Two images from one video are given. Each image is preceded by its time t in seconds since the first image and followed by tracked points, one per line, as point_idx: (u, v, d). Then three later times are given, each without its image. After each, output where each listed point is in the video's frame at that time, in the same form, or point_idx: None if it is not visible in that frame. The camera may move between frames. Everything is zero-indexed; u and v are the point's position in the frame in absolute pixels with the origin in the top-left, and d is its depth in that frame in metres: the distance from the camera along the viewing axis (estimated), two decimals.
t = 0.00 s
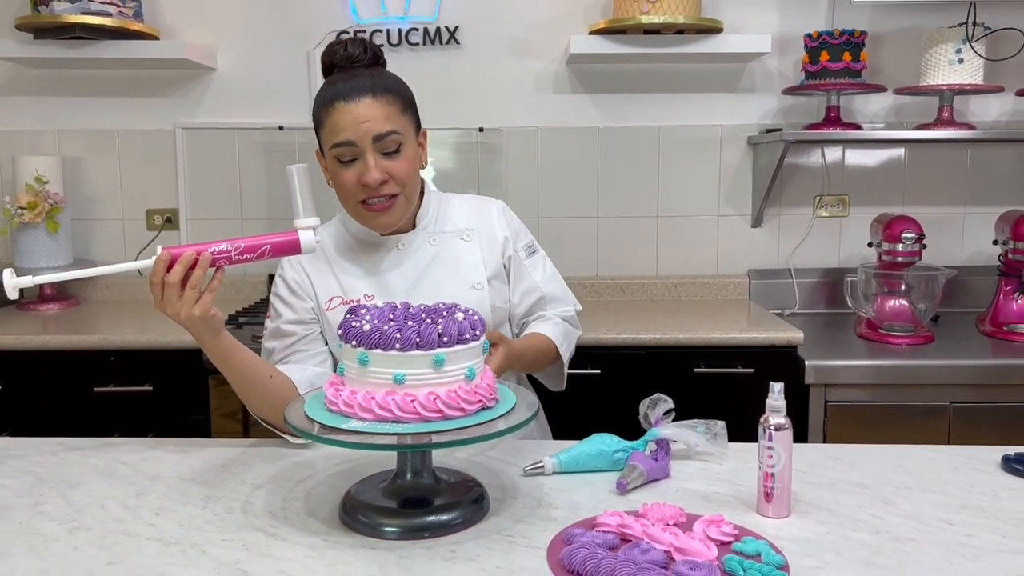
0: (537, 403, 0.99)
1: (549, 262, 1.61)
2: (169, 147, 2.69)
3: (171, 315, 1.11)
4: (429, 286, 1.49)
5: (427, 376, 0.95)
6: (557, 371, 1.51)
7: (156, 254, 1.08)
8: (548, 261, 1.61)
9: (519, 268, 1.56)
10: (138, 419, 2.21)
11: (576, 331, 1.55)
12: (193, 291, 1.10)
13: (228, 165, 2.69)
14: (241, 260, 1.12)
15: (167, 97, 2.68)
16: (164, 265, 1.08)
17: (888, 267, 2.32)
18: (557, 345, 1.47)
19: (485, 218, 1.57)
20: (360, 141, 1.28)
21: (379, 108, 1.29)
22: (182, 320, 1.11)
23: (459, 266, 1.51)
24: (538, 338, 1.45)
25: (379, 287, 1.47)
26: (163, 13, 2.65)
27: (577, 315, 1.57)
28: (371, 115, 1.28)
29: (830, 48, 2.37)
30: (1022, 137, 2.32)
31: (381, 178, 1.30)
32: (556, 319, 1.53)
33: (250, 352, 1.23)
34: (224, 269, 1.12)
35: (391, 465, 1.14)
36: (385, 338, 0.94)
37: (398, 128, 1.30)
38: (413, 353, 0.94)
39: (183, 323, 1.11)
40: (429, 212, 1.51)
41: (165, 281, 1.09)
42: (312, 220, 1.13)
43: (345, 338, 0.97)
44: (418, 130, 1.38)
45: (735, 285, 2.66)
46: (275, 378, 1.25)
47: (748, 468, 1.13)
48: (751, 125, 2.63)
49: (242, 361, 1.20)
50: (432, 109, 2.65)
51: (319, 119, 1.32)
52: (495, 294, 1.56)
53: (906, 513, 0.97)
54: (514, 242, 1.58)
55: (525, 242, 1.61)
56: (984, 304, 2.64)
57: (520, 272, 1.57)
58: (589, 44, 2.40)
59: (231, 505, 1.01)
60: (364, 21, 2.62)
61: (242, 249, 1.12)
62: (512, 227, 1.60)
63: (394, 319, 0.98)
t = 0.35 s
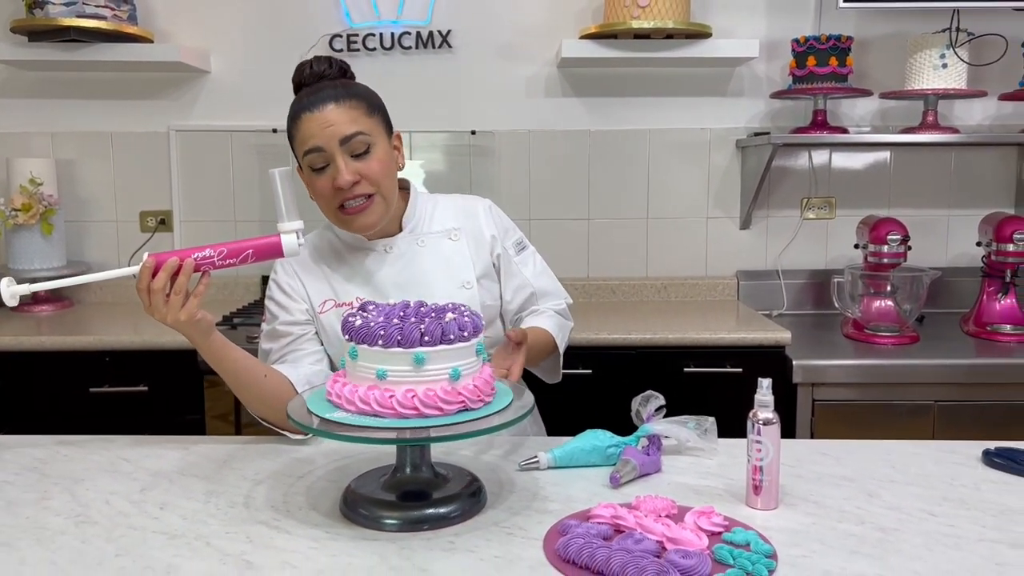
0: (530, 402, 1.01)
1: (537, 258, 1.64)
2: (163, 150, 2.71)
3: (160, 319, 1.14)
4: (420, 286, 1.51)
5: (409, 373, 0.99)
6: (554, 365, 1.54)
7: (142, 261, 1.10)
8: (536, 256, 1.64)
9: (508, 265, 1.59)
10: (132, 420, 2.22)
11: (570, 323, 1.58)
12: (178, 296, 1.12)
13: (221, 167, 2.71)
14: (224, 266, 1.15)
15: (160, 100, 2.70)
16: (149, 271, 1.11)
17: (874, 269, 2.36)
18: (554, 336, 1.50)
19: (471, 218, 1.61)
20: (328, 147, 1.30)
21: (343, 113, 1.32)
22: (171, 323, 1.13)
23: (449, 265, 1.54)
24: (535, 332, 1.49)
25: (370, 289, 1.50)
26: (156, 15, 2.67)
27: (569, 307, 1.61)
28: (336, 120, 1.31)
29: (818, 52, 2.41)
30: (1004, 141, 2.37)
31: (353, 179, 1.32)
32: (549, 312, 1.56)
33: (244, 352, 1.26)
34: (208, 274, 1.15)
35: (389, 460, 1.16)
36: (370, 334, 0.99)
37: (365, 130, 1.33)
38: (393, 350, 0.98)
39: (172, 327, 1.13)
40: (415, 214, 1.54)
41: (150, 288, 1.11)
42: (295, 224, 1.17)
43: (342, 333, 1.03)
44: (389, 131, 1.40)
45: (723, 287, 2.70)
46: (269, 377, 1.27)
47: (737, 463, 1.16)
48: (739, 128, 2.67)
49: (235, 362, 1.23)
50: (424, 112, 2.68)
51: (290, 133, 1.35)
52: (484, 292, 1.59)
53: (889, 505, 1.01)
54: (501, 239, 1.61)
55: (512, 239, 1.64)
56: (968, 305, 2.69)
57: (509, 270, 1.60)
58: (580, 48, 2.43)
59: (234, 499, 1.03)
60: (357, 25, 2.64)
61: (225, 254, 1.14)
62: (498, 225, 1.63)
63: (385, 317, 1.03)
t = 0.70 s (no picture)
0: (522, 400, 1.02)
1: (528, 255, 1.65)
2: (158, 151, 2.72)
3: (154, 318, 1.15)
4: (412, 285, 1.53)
5: (372, 368, 1.03)
6: (551, 362, 1.55)
7: (132, 263, 1.11)
8: (527, 254, 1.65)
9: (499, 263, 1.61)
10: (129, 419, 2.23)
11: (563, 320, 1.59)
12: (170, 295, 1.13)
13: (217, 169, 2.72)
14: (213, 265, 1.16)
15: (155, 101, 2.71)
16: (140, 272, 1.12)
17: (865, 269, 2.39)
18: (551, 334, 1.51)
19: (461, 216, 1.62)
20: (311, 152, 1.32)
21: (323, 117, 1.33)
22: (164, 321, 1.15)
23: (440, 264, 1.56)
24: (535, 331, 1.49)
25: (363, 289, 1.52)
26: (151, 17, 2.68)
27: (562, 304, 1.61)
28: (316, 125, 1.32)
29: (808, 55, 2.43)
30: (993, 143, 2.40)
31: (338, 181, 1.34)
32: (541, 309, 1.58)
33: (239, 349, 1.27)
34: (198, 273, 1.17)
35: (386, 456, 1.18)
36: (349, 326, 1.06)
37: (346, 132, 1.34)
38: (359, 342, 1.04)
39: (165, 325, 1.15)
40: (405, 214, 1.56)
41: (142, 288, 1.12)
42: (281, 222, 1.18)
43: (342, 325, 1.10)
44: (371, 133, 1.42)
45: (715, 287, 2.73)
46: (265, 374, 1.28)
47: (728, 458, 1.18)
48: (731, 130, 2.69)
49: (230, 361, 1.24)
50: (418, 113, 2.70)
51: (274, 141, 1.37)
52: (475, 290, 1.61)
53: (877, 497, 1.03)
54: (492, 237, 1.63)
55: (503, 236, 1.65)
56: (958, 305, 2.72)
57: (500, 268, 1.62)
58: (574, 50, 2.45)
59: (234, 493, 1.04)
60: (352, 27, 2.66)
61: (213, 253, 1.16)
62: (488, 223, 1.64)
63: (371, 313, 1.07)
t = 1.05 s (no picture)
0: (521, 396, 1.04)
1: (528, 257, 1.67)
2: (157, 152, 2.73)
3: (158, 317, 1.17)
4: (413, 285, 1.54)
5: (386, 368, 1.04)
6: (547, 363, 1.56)
7: (137, 262, 1.12)
8: (527, 255, 1.67)
9: (498, 264, 1.63)
10: (127, 417, 2.24)
11: (561, 320, 1.61)
12: (174, 294, 1.14)
13: (215, 169, 2.73)
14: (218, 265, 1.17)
15: (155, 101, 2.72)
16: (144, 271, 1.13)
17: (860, 269, 2.40)
18: (545, 335, 1.53)
19: (463, 217, 1.64)
20: (318, 149, 1.33)
21: (330, 115, 1.34)
22: (167, 321, 1.16)
23: (441, 265, 1.57)
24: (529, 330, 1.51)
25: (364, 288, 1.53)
26: (151, 18, 2.69)
27: (560, 305, 1.63)
28: (324, 122, 1.33)
29: (804, 57, 2.45)
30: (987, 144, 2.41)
31: (344, 178, 1.35)
32: (539, 310, 1.59)
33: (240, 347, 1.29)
34: (202, 272, 1.18)
35: (385, 454, 1.19)
36: (356, 327, 1.06)
37: (353, 130, 1.36)
38: (372, 343, 1.04)
39: (169, 324, 1.16)
40: (407, 214, 1.57)
41: (146, 287, 1.13)
42: (286, 224, 1.19)
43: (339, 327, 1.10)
44: (377, 131, 1.43)
45: (711, 287, 2.74)
46: (266, 372, 1.29)
47: (723, 455, 1.19)
48: (727, 131, 2.71)
49: (232, 360, 1.25)
50: (416, 115, 2.71)
51: (280, 137, 1.37)
52: (476, 291, 1.63)
53: (870, 494, 1.04)
54: (492, 239, 1.64)
55: (504, 236, 1.66)
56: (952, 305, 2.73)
57: (500, 269, 1.63)
58: (571, 52, 2.47)
59: (234, 490, 1.06)
60: (350, 29, 2.67)
61: (218, 253, 1.17)
62: (489, 224, 1.66)
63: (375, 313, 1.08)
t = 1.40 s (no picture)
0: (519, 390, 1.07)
1: (527, 255, 1.68)
2: (157, 153, 2.74)
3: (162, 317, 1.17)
4: (412, 280, 1.55)
5: (408, 365, 1.04)
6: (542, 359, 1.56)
7: (143, 262, 1.13)
8: (526, 254, 1.68)
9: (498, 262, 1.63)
10: (128, 416, 2.25)
11: (558, 318, 1.62)
12: (178, 294, 1.15)
13: (216, 169, 2.74)
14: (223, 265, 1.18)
15: (155, 102, 2.73)
16: (150, 271, 1.14)
17: (859, 268, 2.41)
18: (537, 332, 1.54)
19: (463, 215, 1.65)
20: (335, 129, 1.35)
21: (352, 102, 1.38)
22: (171, 321, 1.17)
23: (441, 261, 1.58)
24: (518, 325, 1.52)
25: (363, 284, 1.54)
26: (152, 19, 2.69)
27: (559, 300, 1.64)
28: (345, 106, 1.37)
29: (803, 56, 2.45)
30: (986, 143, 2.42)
31: (354, 161, 1.36)
32: (537, 306, 1.60)
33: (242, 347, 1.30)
34: (206, 273, 1.18)
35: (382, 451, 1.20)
36: (371, 327, 1.05)
37: (371, 119, 1.38)
38: (395, 342, 1.04)
39: (173, 324, 1.17)
40: (406, 211, 1.58)
41: (151, 287, 1.14)
42: (292, 225, 1.20)
43: (340, 327, 1.08)
44: (395, 130, 1.46)
45: (710, 286, 2.74)
46: (267, 372, 1.30)
47: (719, 453, 1.20)
48: (727, 130, 2.71)
49: (234, 360, 1.26)
50: (415, 115, 2.72)
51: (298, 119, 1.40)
52: (474, 288, 1.63)
53: (865, 491, 1.05)
54: (491, 237, 1.65)
55: (503, 235, 1.68)
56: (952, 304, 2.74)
57: (499, 267, 1.64)
58: (570, 52, 2.47)
59: (233, 488, 1.06)
60: (350, 29, 2.68)
61: (224, 254, 1.17)
62: (488, 222, 1.67)
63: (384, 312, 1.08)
